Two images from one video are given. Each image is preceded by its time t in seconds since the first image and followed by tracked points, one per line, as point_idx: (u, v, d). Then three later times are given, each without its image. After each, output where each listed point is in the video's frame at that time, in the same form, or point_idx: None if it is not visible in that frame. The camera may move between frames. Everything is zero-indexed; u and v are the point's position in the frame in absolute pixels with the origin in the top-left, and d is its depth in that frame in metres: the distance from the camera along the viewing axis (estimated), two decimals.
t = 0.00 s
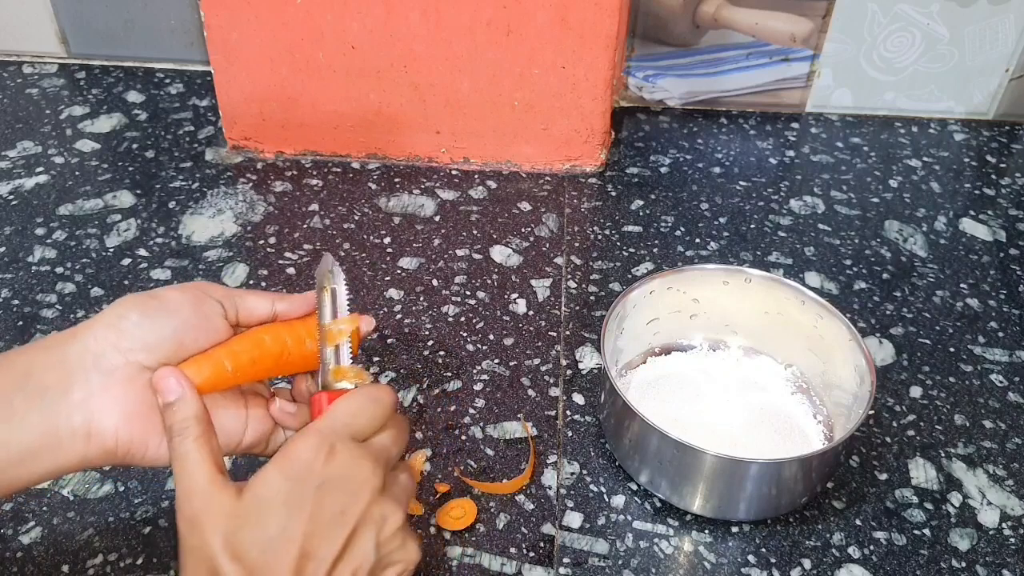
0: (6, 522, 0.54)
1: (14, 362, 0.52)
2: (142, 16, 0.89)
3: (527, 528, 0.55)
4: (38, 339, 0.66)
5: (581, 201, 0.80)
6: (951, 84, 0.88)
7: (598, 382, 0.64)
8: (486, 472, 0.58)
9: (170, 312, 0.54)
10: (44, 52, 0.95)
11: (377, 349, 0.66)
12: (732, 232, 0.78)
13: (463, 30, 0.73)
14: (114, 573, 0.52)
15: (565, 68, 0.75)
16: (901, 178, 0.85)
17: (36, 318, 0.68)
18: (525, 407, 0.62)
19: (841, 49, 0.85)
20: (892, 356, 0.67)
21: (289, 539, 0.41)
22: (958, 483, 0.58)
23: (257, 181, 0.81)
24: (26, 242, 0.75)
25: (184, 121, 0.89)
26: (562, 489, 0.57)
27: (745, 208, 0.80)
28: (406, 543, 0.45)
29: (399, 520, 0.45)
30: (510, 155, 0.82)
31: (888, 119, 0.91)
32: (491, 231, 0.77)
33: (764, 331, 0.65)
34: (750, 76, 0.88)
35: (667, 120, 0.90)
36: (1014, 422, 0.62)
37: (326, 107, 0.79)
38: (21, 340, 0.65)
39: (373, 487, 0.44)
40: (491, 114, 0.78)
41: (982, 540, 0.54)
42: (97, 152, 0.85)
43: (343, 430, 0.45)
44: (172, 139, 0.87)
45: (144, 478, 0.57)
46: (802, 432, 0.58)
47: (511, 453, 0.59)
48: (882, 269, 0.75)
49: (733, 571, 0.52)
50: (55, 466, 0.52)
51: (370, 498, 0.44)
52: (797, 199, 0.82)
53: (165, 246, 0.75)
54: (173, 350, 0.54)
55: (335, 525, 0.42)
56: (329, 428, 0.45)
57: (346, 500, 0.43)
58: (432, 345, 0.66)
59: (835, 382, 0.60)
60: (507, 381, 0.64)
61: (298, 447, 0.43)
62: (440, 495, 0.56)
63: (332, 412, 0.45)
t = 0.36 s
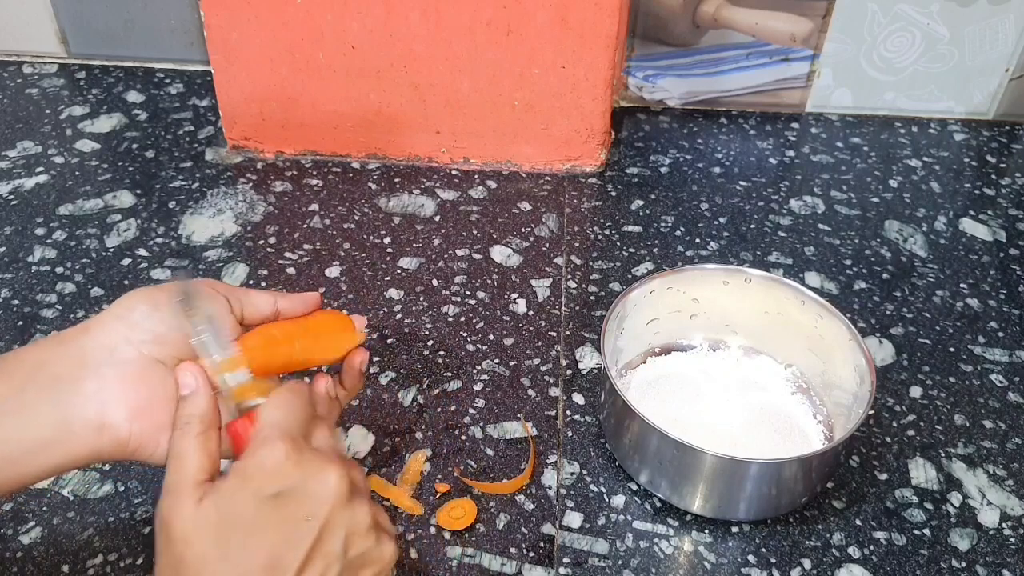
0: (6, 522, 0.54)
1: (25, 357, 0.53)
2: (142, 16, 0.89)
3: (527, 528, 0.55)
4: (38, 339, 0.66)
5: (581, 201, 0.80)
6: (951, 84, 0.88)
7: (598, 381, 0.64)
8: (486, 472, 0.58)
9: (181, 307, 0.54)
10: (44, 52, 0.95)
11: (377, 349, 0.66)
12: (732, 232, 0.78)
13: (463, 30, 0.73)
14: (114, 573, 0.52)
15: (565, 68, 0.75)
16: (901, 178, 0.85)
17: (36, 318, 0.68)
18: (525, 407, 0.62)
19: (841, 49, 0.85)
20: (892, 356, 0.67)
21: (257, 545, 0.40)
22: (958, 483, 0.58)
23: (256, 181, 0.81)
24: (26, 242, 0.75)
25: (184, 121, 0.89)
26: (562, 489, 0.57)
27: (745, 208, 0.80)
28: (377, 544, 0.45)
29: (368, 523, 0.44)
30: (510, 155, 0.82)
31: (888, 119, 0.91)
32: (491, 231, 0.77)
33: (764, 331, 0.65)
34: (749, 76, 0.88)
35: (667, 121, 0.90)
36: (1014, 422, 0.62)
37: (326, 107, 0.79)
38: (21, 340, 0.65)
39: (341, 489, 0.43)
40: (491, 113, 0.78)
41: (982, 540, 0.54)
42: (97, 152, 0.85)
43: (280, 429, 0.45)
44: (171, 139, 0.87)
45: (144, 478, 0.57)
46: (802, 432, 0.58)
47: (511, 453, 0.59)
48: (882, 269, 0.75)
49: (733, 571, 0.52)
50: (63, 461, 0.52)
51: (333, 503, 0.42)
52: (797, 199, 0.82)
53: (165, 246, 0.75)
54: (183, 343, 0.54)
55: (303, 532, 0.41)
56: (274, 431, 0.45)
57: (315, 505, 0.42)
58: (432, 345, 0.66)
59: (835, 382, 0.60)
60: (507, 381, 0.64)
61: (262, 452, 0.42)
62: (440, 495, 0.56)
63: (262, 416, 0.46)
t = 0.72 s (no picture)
0: (6, 522, 0.54)
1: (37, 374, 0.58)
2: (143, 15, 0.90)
3: (527, 528, 0.55)
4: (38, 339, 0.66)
5: (581, 201, 0.80)
6: (951, 84, 0.88)
7: (598, 381, 0.64)
8: (486, 471, 0.58)
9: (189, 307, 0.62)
10: (44, 52, 0.95)
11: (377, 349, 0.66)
12: (732, 232, 0.78)
13: (463, 30, 0.73)
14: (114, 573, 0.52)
15: (565, 68, 0.75)
16: (901, 178, 0.85)
17: (36, 318, 0.67)
18: (525, 407, 0.62)
19: (841, 49, 0.85)
20: (893, 355, 0.67)
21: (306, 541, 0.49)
22: (958, 483, 0.58)
23: (256, 181, 0.81)
24: (25, 242, 0.75)
25: (184, 121, 0.89)
26: (562, 489, 0.57)
27: (745, 208, 0.80)
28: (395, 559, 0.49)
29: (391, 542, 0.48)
30: (510, 155, 0.82)
31: (888, 119, 0.91)
32: (491, 231, 0.77)
33: (764, 331, 0.65)
34: (749, 76, 0.88)
35: (667, 120, 0.90)
36: (1014, 422, 0.62)
37: (326, 107, 0.79)
38: (21, 340, 0.65)
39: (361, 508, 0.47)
40: (491, 114, 0.78)
41: (982, 540, 0.54)
42: (97, 152, 0.85)
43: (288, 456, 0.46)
44: (171, 139, 0.87)
45: (144, 478, 0.57)
46: (802, 432, 0.58)
47: (511, 453, 0.59)
48: (882, 269, 0.75)
49: (733, 571, 0.52)
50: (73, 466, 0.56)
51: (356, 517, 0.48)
52: (797, 199, 0.82)
53: (165, 246, 0.75)
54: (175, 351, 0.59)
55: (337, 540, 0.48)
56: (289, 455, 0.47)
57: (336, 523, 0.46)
58: (432, 345, 0.66)
59: (835, 382, 0.60)
60: (507, 381, 0.64)
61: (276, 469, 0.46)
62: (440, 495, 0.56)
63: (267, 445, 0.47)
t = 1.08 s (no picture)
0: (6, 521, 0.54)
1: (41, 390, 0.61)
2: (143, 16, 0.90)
3: (527, 528, 0.55)
4: (38, 339, 0.66)
5: (581, 201, 0.80)
6: (951, 84, 0.88)
7: (598, 382, 0.64)
8: (486, 472, 0.58)
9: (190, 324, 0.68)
10: (44, 52, 0.95)
11: (377, 349, 0.66)
12: (732, 232, 0.78)
13: (463, 30, 0.73)
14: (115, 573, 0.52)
15: (565, 68, 0.75)
16: (901, 178, 0.85)
17: (36, 318, 0.67)
18: (525, 407, 0.62)
19: (841, 49, 0.85)
20: (893, 356, 0.67)
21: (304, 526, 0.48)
22: (958, 483, 0.58)
23: (256, 181, 0.81)
24: (25, 242, 0.75)
25: (184, 121, 0.89)
26: (562, 489, 0.57)
27: (745, 208, 0.80)
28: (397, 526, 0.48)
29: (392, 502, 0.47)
30: (510, 155, 0.82)
31: (888, 119, 0.91)
32: (491, 231, 0.77)
33: (764, 331, 0.65)
34: (749, 77, 0.88)
35: (667, 120, 0.90)
36: (1014, 422, 0.62)
37: (326, 107, 0.79)
38: (21, 341, 0.65)
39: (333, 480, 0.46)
40: (491, 114, 0.78)
41: (982, 540, 0.54)
42: (97, 152, 0.85)
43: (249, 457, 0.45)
44: (171, 139, 0.87)
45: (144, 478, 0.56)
46: (802, 433, 0.58)
47: (511, 453, 0.59)
48: (882, 269, 0.75)
49: (733, 571, 0.52)
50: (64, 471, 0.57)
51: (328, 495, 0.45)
52: (797, 199, 0.82)
53: (165, 246, 0.75)
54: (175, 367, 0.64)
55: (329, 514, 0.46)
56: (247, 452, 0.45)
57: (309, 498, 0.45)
58: (432, 345, 0.66)
59: (835, 382, 0.60)
60: (507, 381, 0.64)
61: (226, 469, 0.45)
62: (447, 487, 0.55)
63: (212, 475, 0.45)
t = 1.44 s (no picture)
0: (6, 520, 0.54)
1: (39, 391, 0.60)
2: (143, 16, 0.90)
3: (527, 528, 0.55)
4: (39, 339, 0.66)
5: (581, 201, 0.80)
6: (951, 84, 0.88)
7: (598, 382, 0.64)
8: (486, 472, 0.58)
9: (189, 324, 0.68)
10: (44, 52, 0.95)
11: (377, 349, 0.66)
12: (732, 232, 0.78)
13: (463, 30, 0.73)
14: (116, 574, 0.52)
15: (565, 68, 0.75)
16: (901, 178, 0.85)
17: (36, 318, 0.67)
18: (525, 407, 0.62)
19: (841, 49, 0.85)
20: (893, 356, 0.67)
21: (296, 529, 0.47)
22: (958, 483, 0.58)
23: (256, 181, 0.81)
24: (25, 242, 0.75)
25: (184, 121, 0.89)
26: (562, 489, 0.57)
27: (745, 208, 0.80)
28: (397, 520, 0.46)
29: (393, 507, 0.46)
30: (510, 155, 0.82)
31: (888, 119, 0.91)
32: (491, 231, 0.77)
33: (764, 331, 0.65)
34: (749, 76, 0.88)
35: (667, 120, 0.90)
36: (1015, 422, 0.62)
37: (326, 106, 0.79)
38: (21, 341, 0.65)
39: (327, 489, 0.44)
40: (491, 114, 0.78)
41: (982, 540, 0.54)
42: (97, 152, 0.85)
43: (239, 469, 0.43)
44: (171, 139, 0.87)
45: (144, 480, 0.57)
46: (802, 433, 0.58)
47: (511, 453, 0.59)
48: (882, 269, 0.75)
49: (733, 571, 0.52)
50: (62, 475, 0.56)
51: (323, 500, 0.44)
52: (797, 199, 0.82)
53: (165, 246, 0.75)
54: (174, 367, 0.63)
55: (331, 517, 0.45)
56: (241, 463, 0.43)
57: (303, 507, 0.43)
58: (432, 345, 0.66)
59: (835, 382, 0.60)
60: (507, 381, 0.64)
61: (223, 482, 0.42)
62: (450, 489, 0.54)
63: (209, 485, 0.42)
